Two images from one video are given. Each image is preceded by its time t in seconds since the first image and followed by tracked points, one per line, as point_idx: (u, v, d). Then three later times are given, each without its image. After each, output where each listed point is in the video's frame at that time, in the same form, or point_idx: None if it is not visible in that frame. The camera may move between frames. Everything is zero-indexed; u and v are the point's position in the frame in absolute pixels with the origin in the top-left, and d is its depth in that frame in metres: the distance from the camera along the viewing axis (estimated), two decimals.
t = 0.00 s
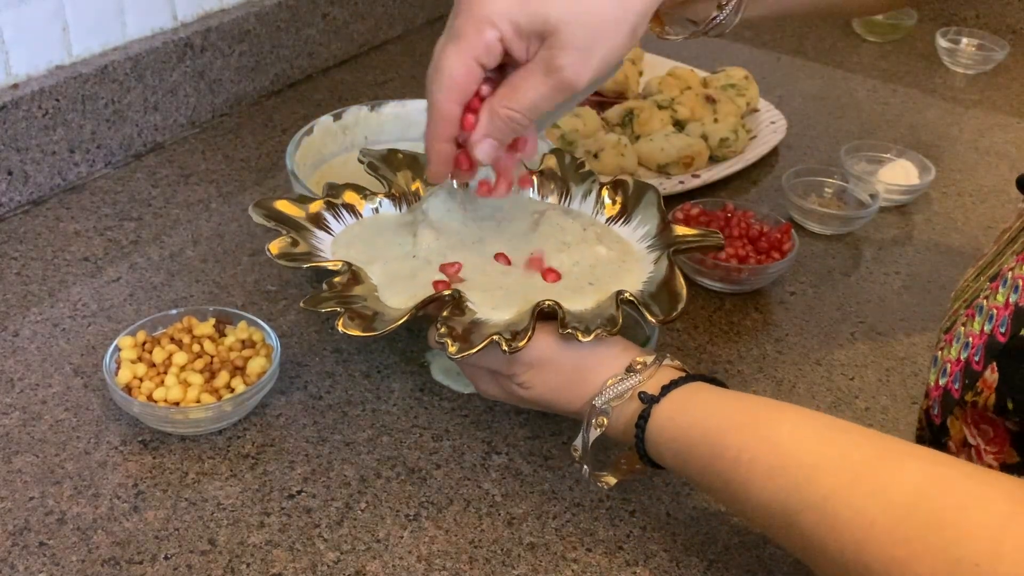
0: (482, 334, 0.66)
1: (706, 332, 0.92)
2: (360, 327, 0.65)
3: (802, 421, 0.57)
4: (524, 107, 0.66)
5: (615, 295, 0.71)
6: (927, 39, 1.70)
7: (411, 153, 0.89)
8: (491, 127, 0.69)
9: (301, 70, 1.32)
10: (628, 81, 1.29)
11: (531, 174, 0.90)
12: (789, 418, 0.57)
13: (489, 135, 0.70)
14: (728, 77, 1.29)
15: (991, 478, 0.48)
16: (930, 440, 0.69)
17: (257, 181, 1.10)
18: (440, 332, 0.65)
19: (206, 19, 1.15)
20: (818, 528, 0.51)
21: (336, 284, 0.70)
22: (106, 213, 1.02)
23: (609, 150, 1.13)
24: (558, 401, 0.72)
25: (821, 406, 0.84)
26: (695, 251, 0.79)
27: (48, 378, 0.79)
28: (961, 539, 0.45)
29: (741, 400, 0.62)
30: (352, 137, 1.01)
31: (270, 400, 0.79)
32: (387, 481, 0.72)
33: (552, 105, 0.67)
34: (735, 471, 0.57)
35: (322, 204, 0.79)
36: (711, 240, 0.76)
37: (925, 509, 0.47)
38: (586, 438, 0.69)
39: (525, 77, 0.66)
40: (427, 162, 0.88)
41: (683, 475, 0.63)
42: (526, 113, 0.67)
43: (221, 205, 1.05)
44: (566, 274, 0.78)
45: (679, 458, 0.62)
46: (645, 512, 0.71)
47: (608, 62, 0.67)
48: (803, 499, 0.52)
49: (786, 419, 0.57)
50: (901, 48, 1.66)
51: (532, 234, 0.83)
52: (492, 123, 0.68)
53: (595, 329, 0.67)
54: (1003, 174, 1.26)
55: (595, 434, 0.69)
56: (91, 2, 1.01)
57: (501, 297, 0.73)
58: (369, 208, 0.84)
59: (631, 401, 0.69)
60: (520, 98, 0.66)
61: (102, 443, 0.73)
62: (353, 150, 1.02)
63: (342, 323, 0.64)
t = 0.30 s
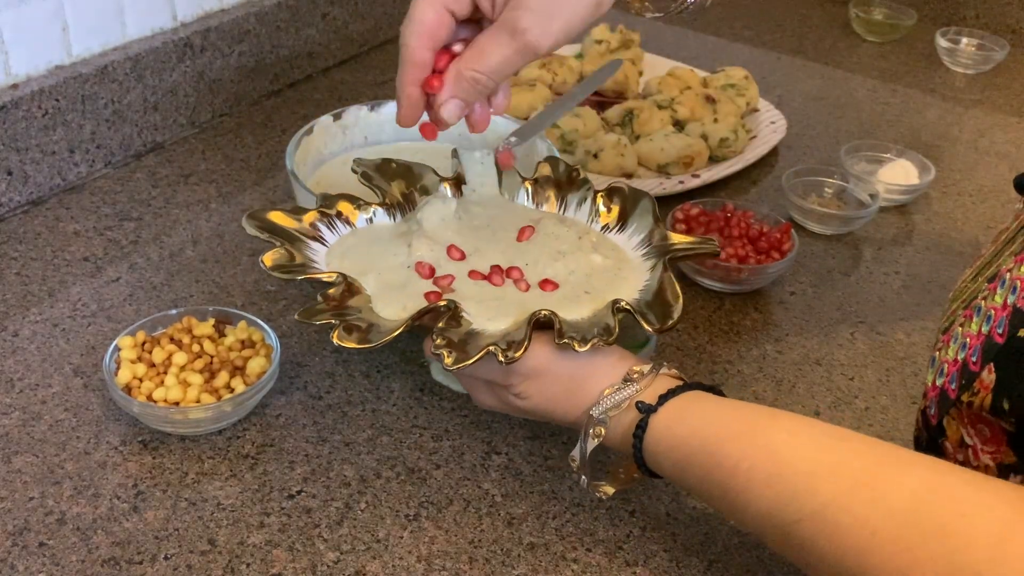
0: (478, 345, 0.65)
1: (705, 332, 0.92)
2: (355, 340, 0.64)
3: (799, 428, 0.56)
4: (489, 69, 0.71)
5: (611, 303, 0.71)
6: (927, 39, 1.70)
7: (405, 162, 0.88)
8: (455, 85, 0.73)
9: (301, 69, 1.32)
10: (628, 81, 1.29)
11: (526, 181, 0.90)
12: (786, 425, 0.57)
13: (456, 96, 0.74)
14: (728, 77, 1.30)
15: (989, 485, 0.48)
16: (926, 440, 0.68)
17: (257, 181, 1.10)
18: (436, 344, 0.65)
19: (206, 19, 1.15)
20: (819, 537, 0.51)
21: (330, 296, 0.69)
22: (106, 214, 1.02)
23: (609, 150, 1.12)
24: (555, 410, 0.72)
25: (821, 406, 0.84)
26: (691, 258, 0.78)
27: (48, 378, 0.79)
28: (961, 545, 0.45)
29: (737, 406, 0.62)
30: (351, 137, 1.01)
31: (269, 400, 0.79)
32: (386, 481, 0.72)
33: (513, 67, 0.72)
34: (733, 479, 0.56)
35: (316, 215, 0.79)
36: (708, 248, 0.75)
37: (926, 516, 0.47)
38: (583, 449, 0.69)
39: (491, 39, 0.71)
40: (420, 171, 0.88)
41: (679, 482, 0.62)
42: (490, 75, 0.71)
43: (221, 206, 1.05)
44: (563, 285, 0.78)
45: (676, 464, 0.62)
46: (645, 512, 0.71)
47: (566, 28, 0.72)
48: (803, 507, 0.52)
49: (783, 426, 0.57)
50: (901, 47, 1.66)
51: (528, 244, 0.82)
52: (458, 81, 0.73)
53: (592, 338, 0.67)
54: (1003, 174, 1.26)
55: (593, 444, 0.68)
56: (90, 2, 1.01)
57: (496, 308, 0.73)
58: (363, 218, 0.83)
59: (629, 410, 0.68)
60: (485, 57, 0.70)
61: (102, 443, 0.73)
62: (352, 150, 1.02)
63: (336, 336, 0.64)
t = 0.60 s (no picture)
0: (474, 351, 0.65)
1: (705, 332, 0.92)
2: (352, 346, 0.64)
3: (798, 431, 0.56)
4: (575, 82, 0.69)
5: (607, 306, 0.70)
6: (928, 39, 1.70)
7: (398, 165, 0.88)
8: (541, 99, 0.72)
9: (301, 69, 1.32)
10: (628, 81, 1.29)
11: (519, 183, 0.90)
12: (785, 429, 0.57)
13: (541, 110, 0.73)
14: (728, 77, 1.29)
15: (989, 489, 0.48)
16: (929, 441, 0.68)
17: (258, 181, 1.10)
18: (432, 349, 0.64)
19: (206, 19, 1.15)
20: (820, 542, 0.51)
21: (326, 301, 0.69)
22: (106, 213, 1.02)
23: (609, 149, 1.12)
24: (552, 413, 0.71)
25: (821, 406, 0.84)
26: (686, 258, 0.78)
27: (48, 378, 0.79)
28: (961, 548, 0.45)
29: (735, 409, 0.62)
30: (351, 137, 1.01)
31: (269, 400, 0.79)
32: (386, 481, 0.72)
33: (601, 75, 0.70)
34: (733, 482, 0.56)
35: (310, 220, 0.78)
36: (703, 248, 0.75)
37: (926, 520, 0.47)
38: (581, 452, 0.69)
39: (575, 50, 0.69)
40: (414, 174, 0.88)
41: (678, 485, 0.62)
42: (575, 85, 0.70)
43: (221, 205, 1.05)
44: (558, 288, 0.78)
45: (675, 468, 0.62)
46: (644, 512, 0.71)
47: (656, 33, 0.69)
48: (802, 511, 0.52)
49: (782, 430, 0.57)
50: (901, 47, 1.66)
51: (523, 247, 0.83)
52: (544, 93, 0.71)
53: (588, 341, 0.66)
54: (1003, 174, 1.26)
55: (591, 447, 0.68)
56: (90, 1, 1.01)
57: (492, 312, 0.73)
58: (357, 222, 0.82)
59: (626, 413, 0.68)
60: (569, 69, 0.69)
61: (102, 443, 0.73)
62: (351, 150, 1.02)
63: (333, 343, 0.63)
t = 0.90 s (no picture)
0: (490, 348, 0.65)
1: (706, 332, 0.92)
2: (367, 342, 0.64)
3: (807, 434, 0.56)
4: (500, 96, 0.68)
5: (622, 308, 0.71)
6: (928, 39, 1.70)
7: (415, 166, 0.88)
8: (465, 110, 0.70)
9: (302, 69, 1.32)
10: (629, 81, 1.29)
11: (535, 186, 0.90)
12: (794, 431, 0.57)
13: (464, 121, 0.71)
14: (729, 77, 1.29)
15: (996, 491, 0.48)
16: (931, 442, 0.69)
17: (258, 181, 1.10)
18: (447, 346, 0.64)
19: (207, 19, 1.15)
20: (829, 544, 0.51)
21: (340, 298, 0.69)
22: (107, 213, 1.02)
23: (610, 150, 1.13)
24: (566, 415, 0.71)
25: (822, 406, 0.84)
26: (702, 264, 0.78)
27: (49, 377, 0.79)
28: (969, 553, 0.45)
29: (745, 412, 0.62)
30: (352, 137, 1.01)
31: (270, 400, 0.79)
32: (387, 480, 0.72)
33: (525, 93, 0.69)
34: (743, 485, 0.56)
35: (326, 218, 0.79)
36: (720, 253, 0.75)
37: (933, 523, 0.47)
38: (593, 453, 0.69)
39: (501, 66, 0.68)
40: (431, 175, 0.87)
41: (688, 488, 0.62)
42: (501, 101, 0.68)
43: (222, 205, 1.05)
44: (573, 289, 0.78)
45: (686, 470, 0.62)
46: (645, 512, 0.71)
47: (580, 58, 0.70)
48: (811, 514, 0.52)
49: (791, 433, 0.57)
50: (902, 48, 1.66)
51: (537, 249, 0.83)
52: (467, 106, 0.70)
53: (603, 343, 0.67)
54: (1004, 174, 1.26)
55: (604, 449, 0.68)
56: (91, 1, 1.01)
57: (507, 313, 0.73)
58: (374, 221, 0.83)
59: (640, 415, 0.68)
60: (495, 85, 0.68)
61: (103, 442, 0.73)
62: (353, 150, 1.02)
63: (347, 337, 0.63)
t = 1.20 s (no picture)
0: (483, 356, 0.65)
1: (707, 332, 0.92)
2: (359, 351, 0.64)
3: (807, 442, 0.56)
4: (490, 86, 0.68)
5: (617, 314, 0.71)
6: (929, 39, 1.70)
7: (405, 174, 0.88)
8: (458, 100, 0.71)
9: (302, 69, 1.32)
10: (630, 81, 1.29)
11: (527, 194, 0.90)
12: (794, 439, 0.57)
13: (453, 110, 0.72)
14: (730, 77, 1.29)
15: (996, 496, 0.48)
16: (929, 443, 0.68)
17: (259, 181, 1.10)
18: (440, 355, 0.64)
19: (208, 19, 1.15)
20: (829, 551, 0.50)
21: (332, 306, 0.69)
22: (108, 213, 1.02)
23: (611, 150, 1.13)
24: (560, 423, 0.71)
25: (822, 407, 0.84)
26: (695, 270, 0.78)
27: (50, 377, 0.79)
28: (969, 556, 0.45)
29: (746, 420, 0.62)
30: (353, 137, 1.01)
31: (271, 400, 0.79)
32: (387, 480, 0.72)
33: (516, 85, 0.70)
34: (742, 494, 0.56)
35: (316, 226, 0.78)
36: (713, 260, 0.75)
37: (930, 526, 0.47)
38: (589, 463, 0.68)
39: (494, 56, 0.68)
40: (422, 184, 0.87)
41: (689, 496, 0.62)
42: (493, 92, 0.69)
43: (223, 205, 1.05)
44: (567, 297, 0.78)
45: (685, 479, 0.62)
46: (646, 512, 0.71)
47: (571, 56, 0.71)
48: (810, 521, 0.52)
49: (791, 440, 0.57)
50: (903, 48, 1.66)
51: (531, 256, 0.82)
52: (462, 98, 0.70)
53: (598, 350, 0.67)
54: (1004, 174, 1.26)
55: (600, 458, 0.68)
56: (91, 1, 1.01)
57: (500, 322, 0.73)
58: (364, 230, 0.82)
59: (636, 424, 0.68)
60: (486, 75, 0.68)
61: (103, 442, 0.73)
62: (353, 150, 1.02)
63: (339, 347, 0.63)
